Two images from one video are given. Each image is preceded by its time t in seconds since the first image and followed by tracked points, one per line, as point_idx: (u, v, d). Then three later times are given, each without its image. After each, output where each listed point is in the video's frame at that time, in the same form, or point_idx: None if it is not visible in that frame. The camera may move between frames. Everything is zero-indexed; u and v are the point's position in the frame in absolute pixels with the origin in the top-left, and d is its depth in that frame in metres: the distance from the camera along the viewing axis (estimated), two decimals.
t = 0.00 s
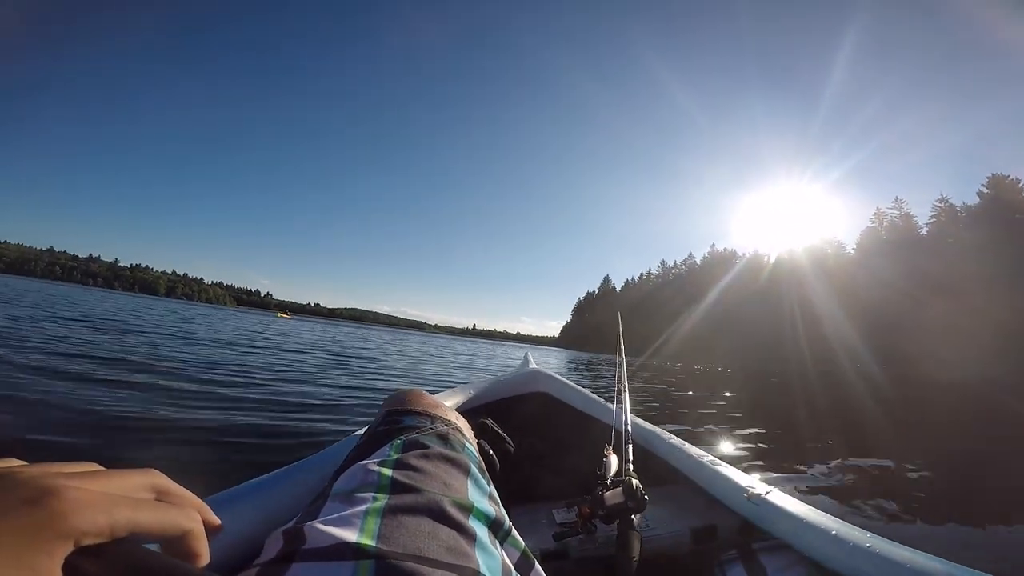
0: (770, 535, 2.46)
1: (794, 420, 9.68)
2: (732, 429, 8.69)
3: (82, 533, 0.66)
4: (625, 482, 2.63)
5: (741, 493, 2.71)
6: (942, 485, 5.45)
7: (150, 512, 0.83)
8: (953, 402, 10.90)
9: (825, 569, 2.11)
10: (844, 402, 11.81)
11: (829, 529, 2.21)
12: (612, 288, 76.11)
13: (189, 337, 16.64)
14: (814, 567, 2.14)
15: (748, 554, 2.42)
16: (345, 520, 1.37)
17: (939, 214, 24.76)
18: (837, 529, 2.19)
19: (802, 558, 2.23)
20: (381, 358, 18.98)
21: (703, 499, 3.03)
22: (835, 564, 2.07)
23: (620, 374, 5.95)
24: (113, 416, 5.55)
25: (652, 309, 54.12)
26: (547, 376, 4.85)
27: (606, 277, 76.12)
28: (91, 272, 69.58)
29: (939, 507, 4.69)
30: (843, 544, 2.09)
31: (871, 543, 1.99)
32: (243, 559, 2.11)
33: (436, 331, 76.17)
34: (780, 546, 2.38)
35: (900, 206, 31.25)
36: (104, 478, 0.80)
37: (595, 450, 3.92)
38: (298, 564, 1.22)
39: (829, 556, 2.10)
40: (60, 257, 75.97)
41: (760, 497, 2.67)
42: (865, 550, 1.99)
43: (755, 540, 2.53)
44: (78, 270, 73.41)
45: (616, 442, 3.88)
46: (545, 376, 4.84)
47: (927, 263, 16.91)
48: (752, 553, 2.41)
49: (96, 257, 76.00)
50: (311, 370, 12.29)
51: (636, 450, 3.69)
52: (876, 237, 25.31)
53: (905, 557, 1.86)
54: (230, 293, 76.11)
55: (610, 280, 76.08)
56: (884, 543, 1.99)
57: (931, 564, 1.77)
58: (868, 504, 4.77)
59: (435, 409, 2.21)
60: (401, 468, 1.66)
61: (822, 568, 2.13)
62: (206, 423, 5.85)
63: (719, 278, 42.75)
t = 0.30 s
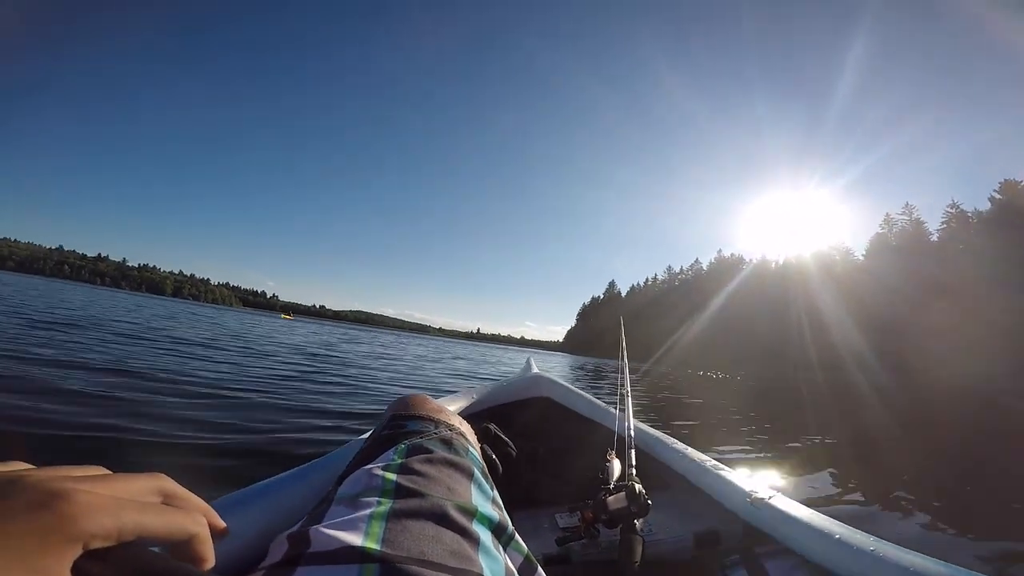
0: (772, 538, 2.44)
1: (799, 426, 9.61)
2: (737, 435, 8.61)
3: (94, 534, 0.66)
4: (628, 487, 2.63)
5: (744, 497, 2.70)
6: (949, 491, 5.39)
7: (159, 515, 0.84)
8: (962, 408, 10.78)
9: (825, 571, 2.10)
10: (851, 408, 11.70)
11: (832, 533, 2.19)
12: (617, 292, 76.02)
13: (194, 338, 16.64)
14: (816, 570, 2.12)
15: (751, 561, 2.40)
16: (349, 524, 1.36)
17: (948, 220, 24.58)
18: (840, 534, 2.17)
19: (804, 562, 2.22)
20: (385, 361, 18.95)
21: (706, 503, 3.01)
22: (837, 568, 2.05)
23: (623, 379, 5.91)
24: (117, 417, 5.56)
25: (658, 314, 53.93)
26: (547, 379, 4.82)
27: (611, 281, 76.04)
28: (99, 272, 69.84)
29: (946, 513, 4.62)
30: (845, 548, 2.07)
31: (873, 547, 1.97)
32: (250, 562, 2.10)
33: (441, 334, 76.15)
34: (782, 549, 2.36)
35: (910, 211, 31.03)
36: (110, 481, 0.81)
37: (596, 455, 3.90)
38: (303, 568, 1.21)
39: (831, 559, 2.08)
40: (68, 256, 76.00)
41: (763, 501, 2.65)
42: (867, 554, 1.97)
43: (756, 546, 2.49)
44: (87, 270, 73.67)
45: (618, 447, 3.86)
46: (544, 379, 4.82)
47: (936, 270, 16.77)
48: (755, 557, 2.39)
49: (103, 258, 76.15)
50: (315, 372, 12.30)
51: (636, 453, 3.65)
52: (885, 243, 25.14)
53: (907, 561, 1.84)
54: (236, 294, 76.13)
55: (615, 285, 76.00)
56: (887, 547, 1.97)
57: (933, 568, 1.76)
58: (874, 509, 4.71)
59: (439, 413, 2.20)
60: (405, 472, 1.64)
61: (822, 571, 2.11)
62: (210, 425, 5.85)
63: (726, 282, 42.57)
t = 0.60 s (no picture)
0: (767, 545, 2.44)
1: (797, 428, 9.61)
2: (736, 438, 8.61)
3: (90, 536, 0.68)
4: (624, 493, 2.64)
5: (740, 504, 2.70)
6: (946, 492, 5.38)
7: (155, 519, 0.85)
8: (961, 409, 10.77)
9: None
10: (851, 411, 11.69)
11: (827, 541, 2.19)
12: (617, 297, 76.07)
13: (192, 345, 16.61)
14: None
15: (744, 565, 2.41)
16: (344, 530, 1.37)
17: (946, 222, 24.66)
18: (835, 541, 2.17)
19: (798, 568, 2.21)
20: (384, 367, 18.91)
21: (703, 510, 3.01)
22: None
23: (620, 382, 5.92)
24: (115, 423, 5.56)
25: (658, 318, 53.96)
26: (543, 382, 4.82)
27: (611, 286, 76.11)
28: (100, 279, 69.92)
29: (943, 514, 4.62)
30: (841, 556, 2.06)
31: (868, 555, 1.97)
32: (245, 566, 2.12)
33: (441, 341, 76.15)
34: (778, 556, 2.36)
35: (909, 213, 31.09)
36: (108, 484, 0.83)
37: (592, 461, 3.91)
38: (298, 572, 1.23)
39: (827, 568, 2.07)
40: (67, 263, 75.90)
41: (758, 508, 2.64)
42: (862, 562, 1.96)
43: (749, 551, 2.50)
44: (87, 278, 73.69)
45: (614, 452, 3.86)
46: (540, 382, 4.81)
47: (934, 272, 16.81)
48: (749, 564, 2.39)
49: (102, 265, 76.10)
50: (315, 378, 12.29)
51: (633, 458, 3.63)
52: (883, 245, 25.20)
53: (903, 568, 1.84)
54: (236, 302, 76.11)
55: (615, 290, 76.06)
56: (882, 555, 1.97)
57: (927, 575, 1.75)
58: (870, 511, 4.70)
59: (435, 419, 2.22)
60: (400, 478, 1.66)
61: None
62: (208, 430, 5.85)
63: (725, 286, 42.66)
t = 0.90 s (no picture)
0: (764, 549, 2.41)
1: (797, 431, 9.58)
2: (736, 441, 8.58)
3: (86, 545, 0.69)
4: (621, 499, 2.65)
5: (737, 507, 2.68)
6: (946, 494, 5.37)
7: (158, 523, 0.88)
8: (963, 411, 10.72)
9: None
10: (853, 413, 11.61)
11: (824, 545, 2.17)
12: (618, 302, 76.06)
13: (192, 352, 16.58)
14: None
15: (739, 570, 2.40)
16: (342, 534, 1.39)
17: (946, 224, 24.63)
18: (832, 545, 2.15)
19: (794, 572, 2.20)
20: (384, 374, 18.84)
21: (699, 514, 3.01)
22: None
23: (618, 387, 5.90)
24: (114, 430, 5.55)
25: (659, 323, 53.89)
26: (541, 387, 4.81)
27: (612, 292, 76.10)
28: (100, 288, 70.02)
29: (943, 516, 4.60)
30: (839, 561, 2.03)
31: (866, 559, 1.94)
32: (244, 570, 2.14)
33: (441, 348, 76.12)
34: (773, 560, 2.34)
35: (909, 214, 31.04)
36: (113, 489, 0.86)
37: (590, 466, 3.91)
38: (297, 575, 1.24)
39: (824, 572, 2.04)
40: (67, 272, 75.91)
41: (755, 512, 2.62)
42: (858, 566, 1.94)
43: (745, 556, 2.50)
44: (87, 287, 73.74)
45: (612, 457, 3.86)
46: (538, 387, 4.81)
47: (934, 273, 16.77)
48: (745, 568, 2.38)
49: (102, 274, 76.11)
50: (314, 386, 12.24)
51: (630, 463, 3.62)
52: (884, 247, 25.17)
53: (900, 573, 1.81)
54: (236, 310, 76.11)
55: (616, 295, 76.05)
56: (879, 559, 1.94)
57: None
58: (869, 512, 4.69)
59: (432, 425, 2.24)
60: (398, 484, 1.68)
61: None
62: (207, 437, 5.85)
63: (726, 289, 42.60)
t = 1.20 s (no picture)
0: (761, 554, 2.38)
1: (798, 433, 9.54)
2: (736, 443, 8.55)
3: (81, 547, 0.70)
4: (618, 503, 2.64)
5: (735, 512, 2.65)
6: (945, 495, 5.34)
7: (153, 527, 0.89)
8: (964, 412, 10.68)
9: None
10: (855, 415, 11.55)
11: (821, 549, 2.13)
12: (619, 305, 76.08)
13: (193, 357, 16.58)
14: None
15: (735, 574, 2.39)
16: (337, 538, 1.40)
17: (946, 225, 24.60)
18: (830, 550, 2.10)
19: None
20: (385, 379, 18.79)
21: (697, 519, 2.98)
22: None
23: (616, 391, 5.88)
24: (114, 435, 5.55)
25: (660, 326, 53.81)
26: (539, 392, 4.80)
27: (613, 295, 76.11)
28: (102, 293, 70.14)
29: (941, 517, 4.58)
30: (835, 565, 1.99)
31: (862, 563, 1.90)
32: None
33: (442, 352, 76.13)
34: (770, 565, 2.31)
35: (910, 215, 31.02)
36: (109, 494, 0.87)
37: (588, 471, 3.90)
38: None
39: None
40: (69, 277, 75.96)
41: (753, 517, 2.59)
42: (855, 570, 1.90)
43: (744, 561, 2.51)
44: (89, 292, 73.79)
45: (610, 462, 3.84)
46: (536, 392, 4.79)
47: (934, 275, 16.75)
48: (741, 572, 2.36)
49: (104, 279, 76.13)
50: (314, 391, 12.22)
51: (628, 468, 3.60)
52: (886, 247, 25.14)
53: None
54: (238, 315, 76.12)
55: (617, 298, 76.07)
56: (877, 563, 1.90)
57: None
58: (867, 513, 4.67)
59: (429, 431, 2.24)
60: (394, 489, 1.68)
61: None
62: (206, 442, 5.85)
63: (727, 291, 42.54)
